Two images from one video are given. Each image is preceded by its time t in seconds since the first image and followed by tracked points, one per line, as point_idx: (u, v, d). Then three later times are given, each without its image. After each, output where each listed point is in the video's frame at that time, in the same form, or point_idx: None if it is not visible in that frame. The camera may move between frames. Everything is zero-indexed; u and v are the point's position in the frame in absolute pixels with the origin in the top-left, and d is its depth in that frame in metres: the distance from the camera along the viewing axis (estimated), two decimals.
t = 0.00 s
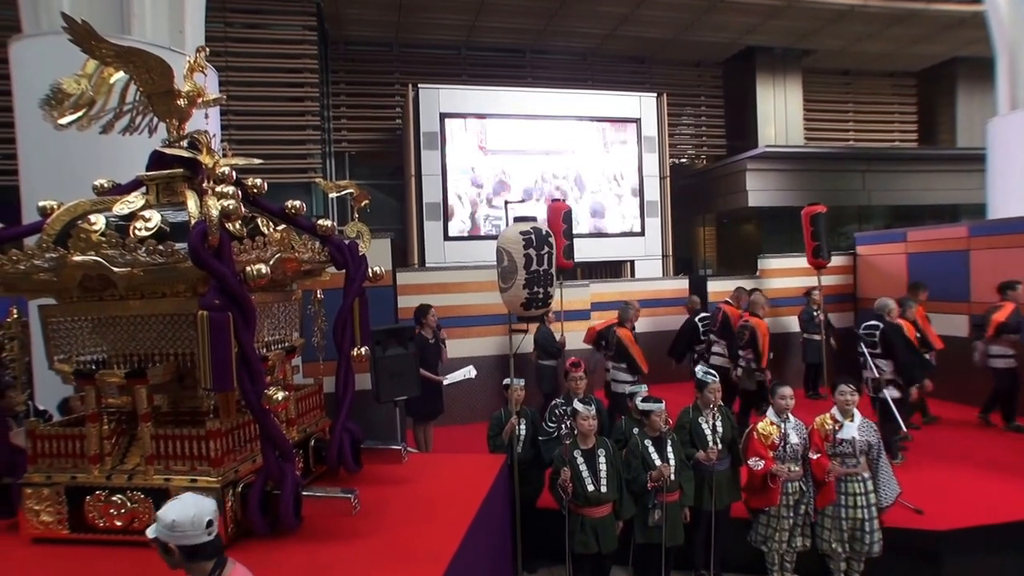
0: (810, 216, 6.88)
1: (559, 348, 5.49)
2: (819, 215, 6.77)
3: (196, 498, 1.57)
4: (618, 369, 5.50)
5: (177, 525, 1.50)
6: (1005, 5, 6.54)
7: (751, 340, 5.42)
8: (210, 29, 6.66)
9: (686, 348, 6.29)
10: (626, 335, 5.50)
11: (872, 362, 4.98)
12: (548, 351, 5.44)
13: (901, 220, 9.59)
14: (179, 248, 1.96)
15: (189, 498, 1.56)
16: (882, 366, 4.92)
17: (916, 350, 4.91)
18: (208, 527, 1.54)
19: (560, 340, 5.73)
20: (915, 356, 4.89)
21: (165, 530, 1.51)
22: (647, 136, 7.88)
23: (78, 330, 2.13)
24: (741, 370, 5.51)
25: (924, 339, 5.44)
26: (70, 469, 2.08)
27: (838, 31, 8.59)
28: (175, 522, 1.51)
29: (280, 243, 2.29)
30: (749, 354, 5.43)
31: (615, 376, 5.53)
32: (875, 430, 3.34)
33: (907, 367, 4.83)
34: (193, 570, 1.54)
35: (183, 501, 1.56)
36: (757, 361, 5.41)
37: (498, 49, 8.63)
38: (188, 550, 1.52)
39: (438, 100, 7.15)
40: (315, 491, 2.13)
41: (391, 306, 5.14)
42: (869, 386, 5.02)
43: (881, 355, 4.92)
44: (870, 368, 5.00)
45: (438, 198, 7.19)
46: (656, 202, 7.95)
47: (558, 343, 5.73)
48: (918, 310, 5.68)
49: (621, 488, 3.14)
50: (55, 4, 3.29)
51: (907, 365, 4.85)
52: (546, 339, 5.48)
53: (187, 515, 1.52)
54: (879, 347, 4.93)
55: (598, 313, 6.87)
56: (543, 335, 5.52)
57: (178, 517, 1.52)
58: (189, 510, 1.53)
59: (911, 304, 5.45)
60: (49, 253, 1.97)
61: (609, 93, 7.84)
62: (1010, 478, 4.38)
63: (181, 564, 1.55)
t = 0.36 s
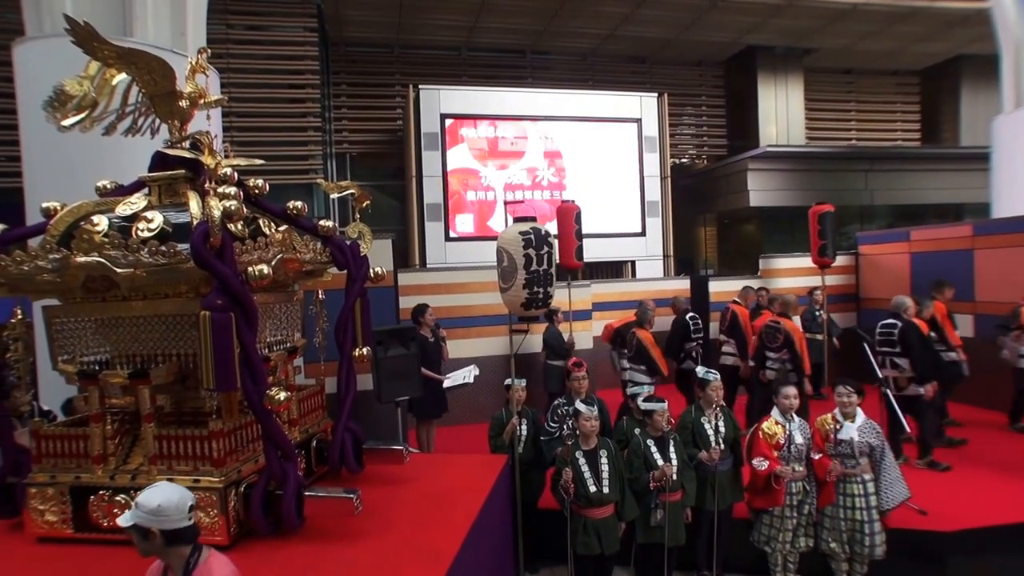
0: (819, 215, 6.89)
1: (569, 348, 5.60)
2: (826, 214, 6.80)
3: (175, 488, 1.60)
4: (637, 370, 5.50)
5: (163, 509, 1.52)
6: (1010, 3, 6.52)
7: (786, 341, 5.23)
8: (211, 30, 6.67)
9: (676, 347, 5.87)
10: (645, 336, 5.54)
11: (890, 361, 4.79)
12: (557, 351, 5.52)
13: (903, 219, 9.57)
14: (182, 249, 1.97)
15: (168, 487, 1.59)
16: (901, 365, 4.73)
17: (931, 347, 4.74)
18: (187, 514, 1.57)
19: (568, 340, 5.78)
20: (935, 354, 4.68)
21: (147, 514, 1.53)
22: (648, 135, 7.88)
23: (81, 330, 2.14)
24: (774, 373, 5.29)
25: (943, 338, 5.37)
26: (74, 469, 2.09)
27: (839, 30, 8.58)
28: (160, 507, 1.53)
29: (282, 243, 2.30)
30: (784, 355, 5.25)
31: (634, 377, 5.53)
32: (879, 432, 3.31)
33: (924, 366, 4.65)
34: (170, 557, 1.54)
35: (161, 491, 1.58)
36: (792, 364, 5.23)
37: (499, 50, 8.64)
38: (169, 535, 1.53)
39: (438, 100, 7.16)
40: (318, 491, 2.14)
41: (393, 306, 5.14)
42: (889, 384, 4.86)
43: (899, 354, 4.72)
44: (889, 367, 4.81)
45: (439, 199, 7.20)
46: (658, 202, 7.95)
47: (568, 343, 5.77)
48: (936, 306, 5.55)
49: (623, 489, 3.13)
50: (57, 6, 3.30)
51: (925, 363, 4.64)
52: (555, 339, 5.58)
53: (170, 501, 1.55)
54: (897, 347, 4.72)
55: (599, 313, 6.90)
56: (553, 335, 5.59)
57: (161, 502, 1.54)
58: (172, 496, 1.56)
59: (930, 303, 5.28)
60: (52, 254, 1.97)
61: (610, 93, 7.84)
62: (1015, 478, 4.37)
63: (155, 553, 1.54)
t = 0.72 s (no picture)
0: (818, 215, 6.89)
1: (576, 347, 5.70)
2: (827, 213, 6.80)
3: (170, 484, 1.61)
4: (659, 367, 5.58)
5: (170, 504, 1.54)
6: None
7: (808, 341, 5.32)
8: (213, 32, 6.68)
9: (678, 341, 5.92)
10: (666, 334, 5.61)
11: (918, 361, 4.80)
12: (566, 350, 5.60)
13: (905, 219, 9.57)
14: (184, 249, 1.97)
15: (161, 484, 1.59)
16: (930, 366, 4.74)
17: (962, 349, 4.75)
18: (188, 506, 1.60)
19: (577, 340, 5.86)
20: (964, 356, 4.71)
21: (151, 511, 1.53)
22: (650, 135, 7.88)
23: (84, 331, 2.15)
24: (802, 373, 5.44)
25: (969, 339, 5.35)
26: (78, 469, 2.10)
27: (841, 29, 8.58)
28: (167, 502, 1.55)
29: (284, 243, 2.30)
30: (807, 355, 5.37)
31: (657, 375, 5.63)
32: (881, 432, 3.32)
33: (954, 368, 4.69)
34: (165, 554, 1.55)
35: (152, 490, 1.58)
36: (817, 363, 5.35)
37: (500, 50, 8.64)
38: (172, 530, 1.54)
39: (440, 101, 7.17)
40: (319, 491, 2.14)
41: (395, 306, 5.15)
42: (914, 384, 4.90)
43: (930, 355, 4.72)
44: (916, 368, 4.83)
45: (441, 199, 7.21)
46: (659, 202, 7.95)
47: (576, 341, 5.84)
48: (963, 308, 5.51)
49: (625, 489, 3.12)
50: (60, 8, 3.30)
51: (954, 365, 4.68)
52: (565, 338, 5.64)
53: (172, 497, 1.57)
54: (928, 348, 4.72)
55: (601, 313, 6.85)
56: (563, 334, 5.67)
57: (163, 498, 1.56)
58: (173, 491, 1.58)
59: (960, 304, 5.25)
60: (56, 255, 1.99)
61: (612, 93, 7.84)
62: (1019, 479, 4.36)
63: (150, 550, 1.54)
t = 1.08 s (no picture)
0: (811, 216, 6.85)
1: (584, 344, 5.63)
2: (821, 214, 6.77)
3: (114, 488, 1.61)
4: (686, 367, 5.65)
5: (149, 499, 1.61)
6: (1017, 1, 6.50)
7: (824, 341, 5.38)
8: (215, 32, 6.68)
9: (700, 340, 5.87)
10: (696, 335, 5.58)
11: (943, 359, 4.78)
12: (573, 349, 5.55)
13: (907, 219, 9.56)
14: (187, 249, 1.98)
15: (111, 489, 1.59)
16: (956, 364, 4.73)
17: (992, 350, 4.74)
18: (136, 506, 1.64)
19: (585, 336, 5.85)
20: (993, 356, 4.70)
21: (131, 508, 1.57)
22: (652, 135, 7.88)
23: (88, 331, 2.15)
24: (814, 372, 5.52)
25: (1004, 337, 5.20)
26: (81, 469, 2.10)
27: (843, 30, 8.57)
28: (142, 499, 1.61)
29: (287, 243, 2.31)
30: (820, 354, 5.43)
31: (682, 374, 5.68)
32: (884, 433, 3.32)
33: (983, 367, 4.68)
34: (130, 551, 1.56)
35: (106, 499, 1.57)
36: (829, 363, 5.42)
37: (501, 51, 8.64)
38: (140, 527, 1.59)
39: (441, 101, 7.17)
40: (322, 491, 2.14)
41: (397, 306, 5.15)
42: (938, 382, 4.87)
43: (958, 353, 4.71)
44: (942, 366, 4.80)
45: (442, 199, 7.21)
46: (661, 202, 7.94)
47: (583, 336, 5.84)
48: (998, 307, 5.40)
49: (628, 489, 3.11)
50: (62, 8, 3.32)
51: (983, 364, 4.68)
52: (573, 336, 5.63)
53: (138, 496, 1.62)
54: (956, 346, 4.72)
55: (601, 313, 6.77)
56: (572, 334, 5.64)
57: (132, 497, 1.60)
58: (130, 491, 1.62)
59: (987, 302, 5.12)
60: (60, 255, 2.00)
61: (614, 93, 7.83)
62: None
63: (116, 551, 1.55)
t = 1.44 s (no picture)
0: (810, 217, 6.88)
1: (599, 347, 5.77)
2: (819, 215, 6.77)
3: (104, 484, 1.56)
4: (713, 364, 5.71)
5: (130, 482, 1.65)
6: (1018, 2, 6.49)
7: (841, 339, 5.41)
8: (218, 32, 6.69)
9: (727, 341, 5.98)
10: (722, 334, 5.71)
11: (951, 359, 4.80)
12: (588, 350, 5.68)
13: (910, 220, 9.54)
14: (191, 249, 1.98)
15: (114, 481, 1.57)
16: (964, 364, 4.74)
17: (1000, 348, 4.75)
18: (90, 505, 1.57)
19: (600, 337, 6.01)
20: (1003, 354, 4.71)
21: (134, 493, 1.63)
22: (654, 136, 7.87)
23: (91, 331, 2.15)
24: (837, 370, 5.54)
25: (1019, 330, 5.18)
26: (84, 469, 2.10)
27: (845, 31, 8.56)
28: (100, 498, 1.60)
29: (290, 244, 2.32)
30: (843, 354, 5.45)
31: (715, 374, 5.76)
32: (888, 434, 3.31)
33: (991, 366, 4.69)
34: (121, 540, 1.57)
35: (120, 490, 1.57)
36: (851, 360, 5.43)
37: (504, 51, 8.64)
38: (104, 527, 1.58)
39: (444, 101, 7.17)
40: (325, 492, 2.14)
41: (400, 307, 5.15)
42: (947, 382, 4.87)
43: (965, 353, 4.73)
44: (950, 366, 4.81)
45: (444, 199, 7.20)
46: (663, 202, 7.93)
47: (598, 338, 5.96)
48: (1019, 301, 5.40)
49: (631, 490, 3.11)
50: (65, 9, 3.33)
51: (992, 362, 4.69)
52: (587, 337, 5.72)
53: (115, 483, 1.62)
54: (963, 346, 4.74)
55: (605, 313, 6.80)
56: (586, 334, 5.72)
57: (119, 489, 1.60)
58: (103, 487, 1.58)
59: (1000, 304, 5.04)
60: (63, 255, 2.00)
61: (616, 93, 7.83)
62: None
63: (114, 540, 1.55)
